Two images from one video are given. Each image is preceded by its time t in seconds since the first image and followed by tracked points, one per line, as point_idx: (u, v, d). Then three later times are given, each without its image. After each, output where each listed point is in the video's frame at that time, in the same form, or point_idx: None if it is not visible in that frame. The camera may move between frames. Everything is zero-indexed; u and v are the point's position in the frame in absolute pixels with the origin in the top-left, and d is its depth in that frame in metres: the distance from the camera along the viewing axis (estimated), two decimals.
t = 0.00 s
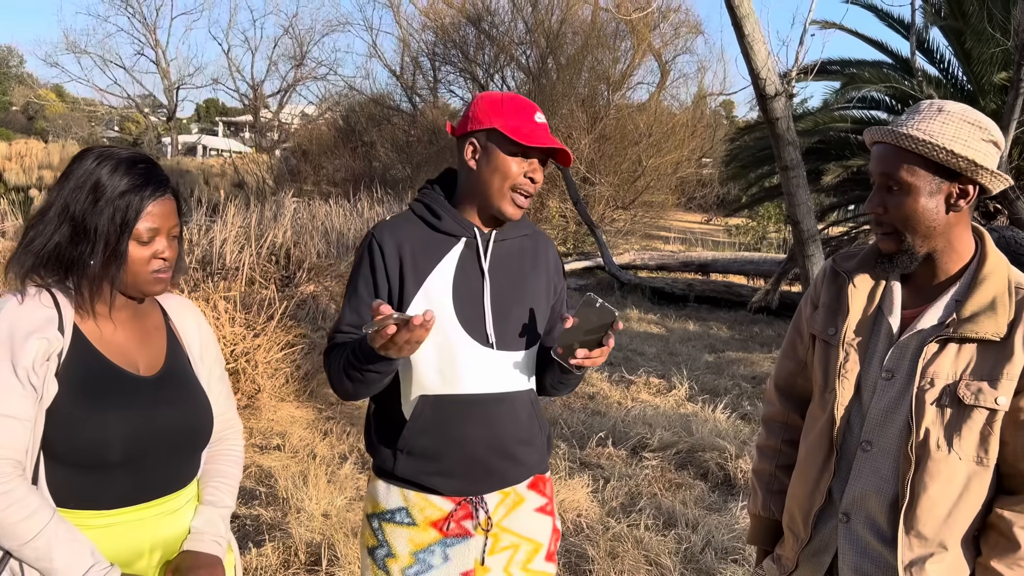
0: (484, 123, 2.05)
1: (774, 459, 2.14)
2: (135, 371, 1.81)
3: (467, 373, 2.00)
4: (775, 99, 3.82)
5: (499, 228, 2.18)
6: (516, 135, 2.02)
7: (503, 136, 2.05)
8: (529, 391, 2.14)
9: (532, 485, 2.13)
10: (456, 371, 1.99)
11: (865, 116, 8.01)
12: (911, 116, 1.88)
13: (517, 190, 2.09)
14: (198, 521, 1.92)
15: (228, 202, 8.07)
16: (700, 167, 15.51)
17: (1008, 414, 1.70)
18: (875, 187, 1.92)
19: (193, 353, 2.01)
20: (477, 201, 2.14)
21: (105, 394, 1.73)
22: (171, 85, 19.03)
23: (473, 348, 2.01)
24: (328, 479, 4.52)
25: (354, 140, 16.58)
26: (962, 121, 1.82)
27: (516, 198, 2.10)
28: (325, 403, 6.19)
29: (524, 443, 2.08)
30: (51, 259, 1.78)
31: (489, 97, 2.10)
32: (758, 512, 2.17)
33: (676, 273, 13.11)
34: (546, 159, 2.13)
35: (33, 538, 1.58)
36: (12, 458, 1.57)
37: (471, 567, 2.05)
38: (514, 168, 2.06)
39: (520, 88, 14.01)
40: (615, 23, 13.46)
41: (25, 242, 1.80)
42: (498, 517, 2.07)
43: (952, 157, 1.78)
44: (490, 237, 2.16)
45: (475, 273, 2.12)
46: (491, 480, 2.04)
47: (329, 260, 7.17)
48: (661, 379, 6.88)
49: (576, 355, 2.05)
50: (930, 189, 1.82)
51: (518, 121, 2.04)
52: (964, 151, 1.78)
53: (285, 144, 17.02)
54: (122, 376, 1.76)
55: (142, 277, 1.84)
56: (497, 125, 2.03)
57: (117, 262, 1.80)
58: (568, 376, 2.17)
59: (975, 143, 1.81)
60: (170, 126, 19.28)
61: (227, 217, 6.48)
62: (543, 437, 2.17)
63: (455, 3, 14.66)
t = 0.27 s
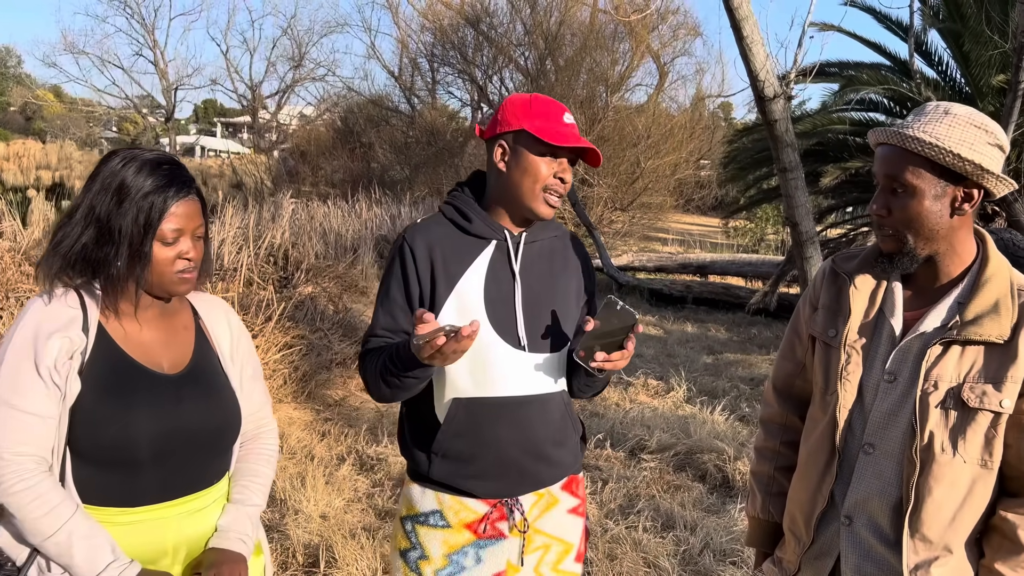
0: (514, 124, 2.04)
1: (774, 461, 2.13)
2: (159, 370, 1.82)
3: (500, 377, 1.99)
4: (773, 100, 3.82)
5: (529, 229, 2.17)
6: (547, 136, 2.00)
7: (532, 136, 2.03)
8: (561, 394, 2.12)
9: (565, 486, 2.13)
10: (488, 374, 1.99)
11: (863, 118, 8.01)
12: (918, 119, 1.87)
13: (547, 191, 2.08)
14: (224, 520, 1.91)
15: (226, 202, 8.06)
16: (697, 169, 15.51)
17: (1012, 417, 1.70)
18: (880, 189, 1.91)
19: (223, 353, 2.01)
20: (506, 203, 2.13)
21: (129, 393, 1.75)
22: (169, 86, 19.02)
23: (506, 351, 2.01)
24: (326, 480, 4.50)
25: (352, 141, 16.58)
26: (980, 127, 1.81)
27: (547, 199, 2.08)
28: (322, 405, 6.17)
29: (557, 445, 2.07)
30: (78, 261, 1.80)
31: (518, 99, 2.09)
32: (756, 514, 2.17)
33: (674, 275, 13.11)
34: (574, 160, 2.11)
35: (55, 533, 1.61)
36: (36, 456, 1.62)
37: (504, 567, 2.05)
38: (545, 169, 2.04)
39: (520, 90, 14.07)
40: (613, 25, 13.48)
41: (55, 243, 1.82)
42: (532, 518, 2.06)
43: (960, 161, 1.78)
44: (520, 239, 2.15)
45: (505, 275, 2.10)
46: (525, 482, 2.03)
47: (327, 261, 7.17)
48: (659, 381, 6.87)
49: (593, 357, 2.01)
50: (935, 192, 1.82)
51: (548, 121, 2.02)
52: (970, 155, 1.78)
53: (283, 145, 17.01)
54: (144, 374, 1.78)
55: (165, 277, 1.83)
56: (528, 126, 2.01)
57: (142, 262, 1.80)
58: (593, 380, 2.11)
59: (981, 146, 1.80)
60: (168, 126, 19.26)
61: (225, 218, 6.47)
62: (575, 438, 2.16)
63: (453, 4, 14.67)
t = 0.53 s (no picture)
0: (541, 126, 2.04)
1: (773, 462, 2.12)
2: (180, 370, 1.83)
3: (526, 379, 1.99)
4: (771, 101, 3.81)
5: (551, 231, 2.15)
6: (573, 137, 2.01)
7: (559, 138, 2.03)
8: (587, 394, 2.11)
9: (592, 489, 2.12)
10: (513, 378, 1.98)
11: (861, 119, 8.01)
12: (922, 119, 1.87)
13: (572, 192, 2.07)
14: (243, 524, 1.91)
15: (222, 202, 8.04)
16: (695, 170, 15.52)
17: (1013, 418, 1.69)
18: (881, 190, 1.91)
19: (248, 353, 2.00)
20: (530, 205, 2.12)
21: (149, 393, 1.76)
22: (166, 85, 18.99)
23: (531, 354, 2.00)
24: (323, 481, 4.48)
25: (350, 141, 16.56)
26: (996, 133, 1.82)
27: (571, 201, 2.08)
28: (319, 405, 6.15)
29: (583, 446, 2.06)
30: (103, 262, 1.82)
31: (543, 102, 2.09)
32: (756, 516, 2.16)
33: (672, 276, 13.11)
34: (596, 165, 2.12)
35: (72, 529, 1.65)
36: (56, 453, 1.67)
37: (529, 569, 2.04)
38: (570, 170, 2.04)
39: (518, 90, 14.07)
40: (611, 26, 13.48)
41: (82, 243, 1.84)
42: (559, 520, 2.05)
43: (964, 162, 1.77)
44: (542, 241, 2.13)
45: (527, 278, 2.09)
46: (551, 485, 2.02)
47: (324, 261, 7.16)
48: (656, 382, 6.86)
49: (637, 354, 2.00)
50: (936, 192, 1.81)
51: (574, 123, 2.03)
52: (971, 156, 1.77)
53: (281, 145, 16.98)
54: (165, 374, 1.79)
55: (186, 280, 1.84)
56: (554, 127, 2.02)
57: (165, 265, 1.81)
58: (630, 373, 2.12)
59: (983, 148, 1.80)
60: (165, 126, 19.22)
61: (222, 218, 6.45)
62: (602, 440, 2.15)
63: (451, 5, 14.67)
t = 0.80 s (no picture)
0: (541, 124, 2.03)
1: (772, 462, 2.12)
2: (183, 370, 1.82)
3: (528, 380, 1.98)
4: (769, 102, 3.81)
5: (554, 231, 2.14)
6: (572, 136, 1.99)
7: (557, 137, 2.02)
8: (593, 395, 2.08)
9: (596, 492, 2.11)
10: (513, 379, 1.98)
11: (858, 120, 8.02)
12: (918, 118, 1.87)
13: (571, 191, 2.05)
14: (241, 529, 1.88)
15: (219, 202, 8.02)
16: (692, 170, 15.52)
17: (1011, 419, 1.69)
18: (877, 189, 1.90)
19: (257, 355, 1.99)
20: (531, 206, 2.11)
21: (153, 393, 1.76)
22: (164, 85, 18.98)
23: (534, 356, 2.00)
24: (321, 481, 4.48)
25: (347, 141, 16.55)
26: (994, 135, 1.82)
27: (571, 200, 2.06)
28: (316, 405, 6.13)
29: (587, 449, 2.04)
30: (112, 260, 1.83)
31: (545, 100, 2.09)
32: (754, 515, 2.15)
33: (669, 276, 13.11)
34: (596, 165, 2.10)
35: (70, 524, 1.66)
36: (60, 448, 1.69)
37: (530, 569, 2.04)
38: (569, 169, 2.02)
39: (515, 90, 14.07)
40: (609, 26, 13.48)
41: (93, 240, 1.86)
42: (561, 522, 2.04)
43: (959, 160, 1.77)
44: (544, 241, 2.12)
45: (528, 279, 2.08)
46: (553, 487, 2.01)
47: (321, 261, 7.14)
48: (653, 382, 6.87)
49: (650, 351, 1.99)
50: (932, 192, 1.81)
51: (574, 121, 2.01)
52: (967, 155, 1.77)
53: (278, 144, 16.95)
54: (168, 374, 1.79)
55: (192, 279, 1.83)
56: (553, 125, 2.01)
57: (172, 267, 1.81)
58: (638, 375, 2.11)
59: (979, 147, 1.80)
60: (162, 125, 19.19)
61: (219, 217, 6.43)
62: (609, 444, 2.13)
63: (448, 4, 14.66)
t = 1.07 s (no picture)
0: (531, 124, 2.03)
1: (771, 460, 2.12)
2: (173, 367, 1.82)
3: (507, 377, 1.98)
4: (767, 101, 3.81)
5: (540, 229, 2.14)
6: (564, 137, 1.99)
7: (549, 136, 2.02)
8: (576, 394, 2.06)
9: (579, 492, 2.07)
10: (492, 376, 1.98)
11: (856, 119, 8.03)
12: (915, 116, 1.87)
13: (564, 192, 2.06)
14: (228, 529, 1.85)
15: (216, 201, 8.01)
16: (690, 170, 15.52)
17: (1009, 417, 1.69)
18: (876, 187, 1.91)
19: (249, 354, 1.97)
20: (519, 204, 2.11)
21: (141, 390, 1.75)
22: (161, 83, 18.94)
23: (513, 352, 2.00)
24: (319, 480, 4.47)
25: (344, 140, 16.53)
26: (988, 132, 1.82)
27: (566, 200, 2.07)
28: (314, 404, 6.12)
29: (569, 448, 2.02)
30: (102, 254, 1.85)
31: (535, 97, 2.08)
32: (753, 514, 2.15)
33: (667, 275, 13.12)
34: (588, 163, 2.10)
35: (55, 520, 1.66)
36: (49, 444, 1.69)
37: (511, 569, 2.02)
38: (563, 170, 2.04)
39: (513, 89, 14.06)
40: (607, 25, 13.49)
41: (86, 236, 1.87)
42: (541, 522, 2.02)
43: (957, 157, 1.77)
44: (530, 239, 2.12)
45: (511, 277, 2.08)
46: (532, 485, 1.99)
47: (319, 260, 7.14)
48: (651, 381, 6.87)
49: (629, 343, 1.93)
50: (931, 190, 1.81)
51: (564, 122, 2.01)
52: (965, 153, 1.77)
53: (275, 144, 16.93)
54: (158, 371, 1.78)
55: (180, 276, 1.82)
56: (545, 126, 2.01)
57: (160, 265, 1.81)
58: (625, 372, 2.06)
59: (977, 144, 1.80)
60: (159, 124, 19.16)
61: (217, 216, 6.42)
62: (593, 443, 2.10)
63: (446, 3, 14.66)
